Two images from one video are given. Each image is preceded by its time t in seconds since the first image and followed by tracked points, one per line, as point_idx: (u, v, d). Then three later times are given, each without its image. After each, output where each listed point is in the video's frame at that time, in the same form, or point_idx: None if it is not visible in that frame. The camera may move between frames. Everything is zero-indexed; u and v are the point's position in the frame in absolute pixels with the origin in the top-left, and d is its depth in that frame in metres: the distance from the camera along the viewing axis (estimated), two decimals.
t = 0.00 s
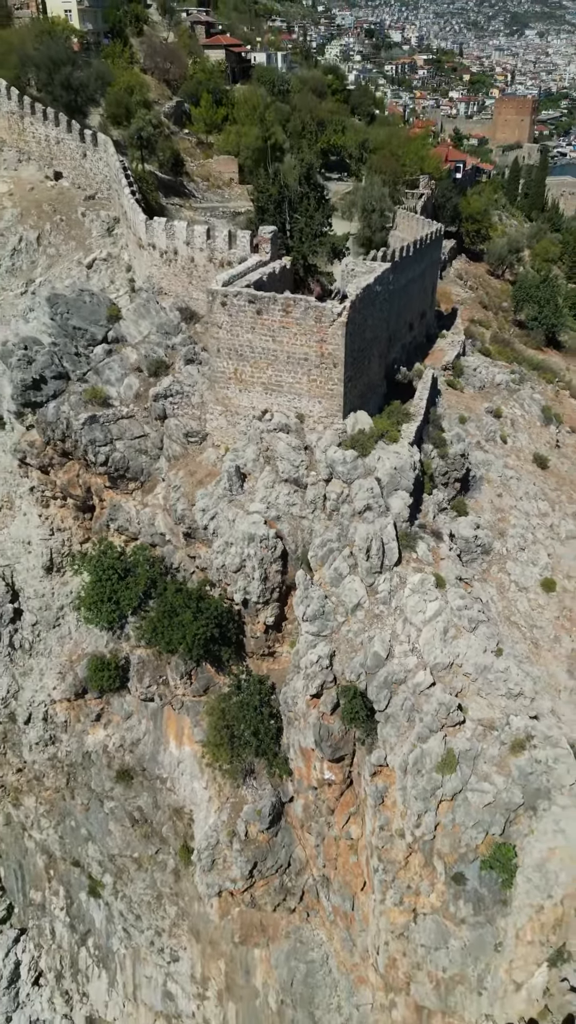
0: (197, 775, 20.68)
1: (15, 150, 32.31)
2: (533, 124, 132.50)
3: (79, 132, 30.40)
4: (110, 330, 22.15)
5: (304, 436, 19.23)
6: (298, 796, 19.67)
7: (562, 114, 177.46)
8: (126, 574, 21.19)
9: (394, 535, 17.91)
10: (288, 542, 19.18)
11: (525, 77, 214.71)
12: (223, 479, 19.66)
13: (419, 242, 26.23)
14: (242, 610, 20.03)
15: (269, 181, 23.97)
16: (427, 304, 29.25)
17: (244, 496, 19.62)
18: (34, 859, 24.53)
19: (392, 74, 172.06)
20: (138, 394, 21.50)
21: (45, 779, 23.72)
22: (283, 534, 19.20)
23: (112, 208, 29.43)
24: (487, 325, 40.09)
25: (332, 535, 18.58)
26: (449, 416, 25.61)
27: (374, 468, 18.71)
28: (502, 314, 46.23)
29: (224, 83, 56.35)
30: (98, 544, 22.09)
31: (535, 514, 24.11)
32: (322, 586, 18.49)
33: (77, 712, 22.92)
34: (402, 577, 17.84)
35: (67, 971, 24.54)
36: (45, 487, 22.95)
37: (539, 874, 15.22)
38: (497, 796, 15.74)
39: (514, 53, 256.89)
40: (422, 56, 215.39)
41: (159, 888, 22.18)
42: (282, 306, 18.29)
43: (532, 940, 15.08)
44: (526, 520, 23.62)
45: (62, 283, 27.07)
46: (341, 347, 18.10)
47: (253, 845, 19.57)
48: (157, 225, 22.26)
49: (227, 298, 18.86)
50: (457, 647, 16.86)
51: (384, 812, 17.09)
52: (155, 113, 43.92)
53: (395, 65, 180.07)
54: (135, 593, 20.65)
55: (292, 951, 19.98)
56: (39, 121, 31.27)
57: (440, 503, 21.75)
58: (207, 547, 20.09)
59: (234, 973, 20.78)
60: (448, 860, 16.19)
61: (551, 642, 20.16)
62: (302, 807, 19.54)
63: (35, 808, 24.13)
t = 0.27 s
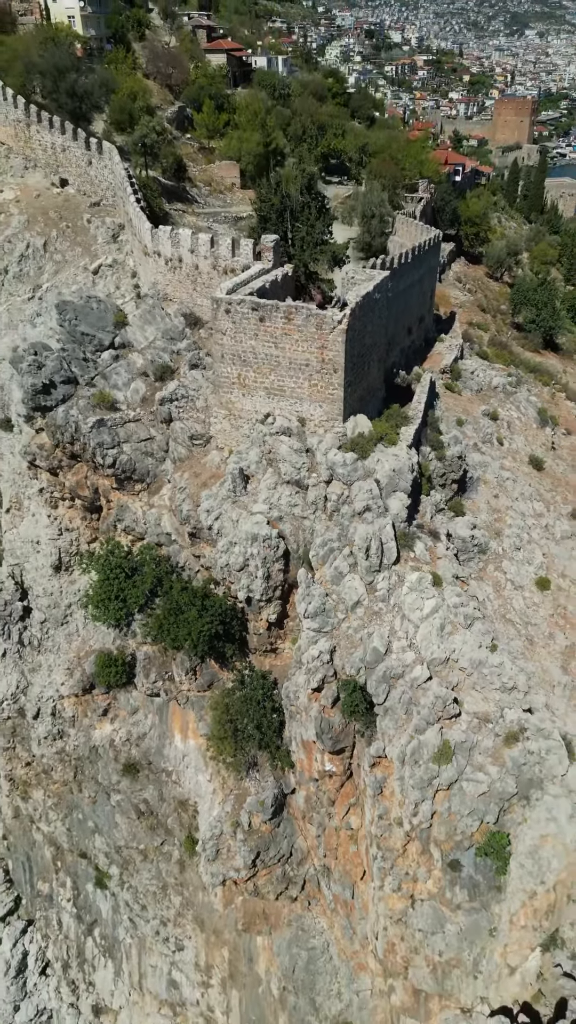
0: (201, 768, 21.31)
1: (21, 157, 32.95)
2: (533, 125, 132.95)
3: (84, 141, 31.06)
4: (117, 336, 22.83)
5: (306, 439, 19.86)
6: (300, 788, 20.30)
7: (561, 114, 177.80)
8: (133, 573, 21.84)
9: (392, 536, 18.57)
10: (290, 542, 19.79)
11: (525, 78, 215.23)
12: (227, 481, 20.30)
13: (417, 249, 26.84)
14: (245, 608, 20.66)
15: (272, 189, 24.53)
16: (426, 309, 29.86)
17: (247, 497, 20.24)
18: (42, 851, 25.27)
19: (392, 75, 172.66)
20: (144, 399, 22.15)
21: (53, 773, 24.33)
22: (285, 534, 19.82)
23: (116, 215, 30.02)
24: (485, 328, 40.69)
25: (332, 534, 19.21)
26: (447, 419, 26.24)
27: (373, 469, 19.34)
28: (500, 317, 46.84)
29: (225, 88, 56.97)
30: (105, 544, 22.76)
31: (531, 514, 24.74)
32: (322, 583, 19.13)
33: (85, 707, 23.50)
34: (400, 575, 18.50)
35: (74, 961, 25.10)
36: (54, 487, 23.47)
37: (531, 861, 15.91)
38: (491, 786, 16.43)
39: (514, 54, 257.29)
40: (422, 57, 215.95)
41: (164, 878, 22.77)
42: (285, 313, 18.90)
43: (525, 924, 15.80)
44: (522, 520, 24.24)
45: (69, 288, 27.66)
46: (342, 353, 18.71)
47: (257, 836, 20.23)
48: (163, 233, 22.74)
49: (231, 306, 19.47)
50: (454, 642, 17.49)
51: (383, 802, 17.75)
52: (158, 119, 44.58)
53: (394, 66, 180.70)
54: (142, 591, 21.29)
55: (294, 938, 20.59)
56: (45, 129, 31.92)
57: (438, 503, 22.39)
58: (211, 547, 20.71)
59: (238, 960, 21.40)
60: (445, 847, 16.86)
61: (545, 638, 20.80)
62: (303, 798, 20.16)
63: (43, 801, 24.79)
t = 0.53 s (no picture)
0: (205, 762, 21.94)
1: (28, 164, 33.61)
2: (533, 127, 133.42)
3: (90, 149, 31.69)
4: (124, 343, 23.53)
5: (307, 442, 20.49)
6: (301, 780, 20.92)
7: (561, 115, 178.23)
8: (139, 572, 22.48)
9: (390, 536, 19.22)
10: (292, 542, 20.42)
11: (524, 79, 215.80)
12: (231, 482, 20.92)
13: (415, 256, 27.47)
14: (248, 606, 21.29)
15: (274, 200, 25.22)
16: (424, 314, 30.47)
17: (250, 498, 20.86)
18: (49, 844, 25.98)
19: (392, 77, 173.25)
20: (150, 403, 22.80)
21: (61, 766, 25.08)
22: (287, 534, 20.44)
23: (121, 221, 30.64)
24: (484, 331, 41.30)
25: (333, 534, 19.84)
26: (444, 422, 26.86)
27: (372, 471, 19.95)
28: (498, 320, 47.46)
29: (227, 93, 57.57)
30: (113, 543, 23.41)
31: (526, 515, 25.38)
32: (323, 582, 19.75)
33: (92, 703, 24.18)
34: (398, 574, 19.08)
35: (80, 952, 25.67)
36: (63, 490, 24.30)
37: (524, 849, 16.66)
38: (486, 777, 17.04)
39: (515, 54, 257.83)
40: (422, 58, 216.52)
41: (169, 869, 23.36)
42: (287, 320, 19.53)
43: (519, 912, 16.62)
44: (517, 521, 24.86)
45: (75, 293, 28.26)
46: (342, 359, 19.34)
47: (259, 827, 20.85)
48: (168, 241, 23.22)
49: (234, 313, 20.07)
50: (450, 639, 18.13)
51: (382, 793, 18.38)
52: (161, 125, 45.21)
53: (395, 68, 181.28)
54: (148, 590, 21.94)
55: (295, 927, 21.19)
56: (52, 138, 32.56)
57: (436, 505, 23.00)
58: (215, 546, 21.32)
59: (241, 949, 22.00)
60: (441, 836, 17.49)
61: (539, 636, 21.43)
62: (305, 790, 20.79)
63: (51, 794, 25.51)
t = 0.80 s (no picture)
0: (209, 756, 22.50)
1: (34, 171, 34.23)
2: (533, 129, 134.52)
3: (95, 157, 32.32)
4: (130, 349, 24.31)
5: (308, 445, 21.09)
6: (303, 773, 21.55)
7: (561, 116, 178.87)
8: (145, 572, 23.12)
9: (389, 536, 19.84)
10: (293, 542, 21.03)
11: (524, 79, 216.39)
12: (234, 484, 21.54)
13: (414, 262, 28.08)
14: (250, 605, 21.90)
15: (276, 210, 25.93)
16: (423, 318, 31.07)
17: (253, 500, 21.47)
18: (57, 837, 26.64)
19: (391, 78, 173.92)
20: (155, 407, 23.47)
21: (68, 761, 25.78)
22: (289, 534, 21.06)
23: (126, 228, 31.25)
24: (482, 335, 41.94)
25: (333, 534, 20.44)
26: (443, 425, 27.49)
27: (371, 473, 20.56)
28: (497, 323, 48.10)
29: (228, 97, 58.15)
30: (120, 543, 23.95)
31: (522, 515, 26.02)
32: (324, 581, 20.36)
33: (98, 699, 24.77)
34: (396, 573, 19.69)
35: (86, 944, 26.26)
36: (70, 491, 24.91)
37: (518, 838, 17.37)
38: (481, 769, 17.74)
39: (514, 55, 258.65)
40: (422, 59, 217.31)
41: (174, 861, 23.97)
42: (288, 328, 20.13)
43: (514, 899, 17.28)
44: (514, 522, 25.49)
45: (81, 299, 28.84)
46: (342, 365, 19.94)
47: (262, 818, 21.47)
48: (173, 248, 23.74)
49: (237, 320, 20.68)
50: (447, 636, 18.79)
51: (381, 785, 19.02)
52: (163, 132, 45.87)
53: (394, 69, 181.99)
54: (154, 588, 22.58)
55: (297, 917, 21.80)
56: (57, 145, 33.17)
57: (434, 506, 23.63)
58: (219, 547, 21.94)
59: (243, 939, 22.60)
60: (438, 826, 18.24)
61: (534, 633, 22.12)
62: (306, 783, 21.42)
63: (58, 788, 26.28)
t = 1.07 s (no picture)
0: (213, 751, 23.12)
1: (39, 178, 34.85)
2: (533, 132, 135.04)
3: (100, 165, 32.93)
4: (136, 354, 24.85)
5: (310, 448, 21.70)
6: (304, 767, 22.17)
7: (561, 117, 179.34)
8: (151, 571, 23.80)
9: (388, 537, 20.41)
10: (295, 542, 21.65)
11: (524, 81, 216.94)
12: (238, 486, 22.16)
13: (413, 268, 28.68)
14: (253, 603, 22.52)
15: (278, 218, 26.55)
16: (422, 323, 31.67)
17: (256, 501, 22.09)
18: (63, 831, 27.19)
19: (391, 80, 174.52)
20: (160, 411, 24.12)
21: (75, 756, 26.37)
22: (290, 535, 21.67)
23: (130, 234, 31.84)
24: (480, 338, 42.56)
25: (334, 535, 21.07)
26: (441, 427, 28.11)
27: (371, 475, 21.17)
28: (495, 326, 48.71)
29: (229, 102, 58.77)
30: (126, 543, 24.66)
31: (519, 516, 26.63)
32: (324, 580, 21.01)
33: (105, 696, 25.40)
34: (394, 572, 20.31)
35: (92, 936, 26.82)
36: (78, 493, 25.55)
37: (513, 828, 17.95)
38: (476, 761, 18.38)
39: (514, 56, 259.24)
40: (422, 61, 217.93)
41: (178, 853, 24.58)
42: (290, 334, 20.74)
43: (508, 888, 17.90)
44: (510, 523, 26.10)
45: (87, 304, 29.41)
46: (342, 371, 20.55)
47: (265, 811, 22.11)
48: (177, 257, 24.41)
49: (240, 327, 21.31)
50: (444, 633, 19.39)
51: (380, 778, 19.64)
52: (166, 138, 46.50)
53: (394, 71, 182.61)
54: (159, 587, 23.25)
55: (298, 907, 22.41)
56: (62, 153, 33.80)
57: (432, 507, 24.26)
58: (223, 547, 22.57)
59: (246, 930, 23.20)
60: (435, 817, 18.86)
61: (529, 632, 22.78)
62: (308, 776, 22.04)
63: (65, 783, 26.92)
